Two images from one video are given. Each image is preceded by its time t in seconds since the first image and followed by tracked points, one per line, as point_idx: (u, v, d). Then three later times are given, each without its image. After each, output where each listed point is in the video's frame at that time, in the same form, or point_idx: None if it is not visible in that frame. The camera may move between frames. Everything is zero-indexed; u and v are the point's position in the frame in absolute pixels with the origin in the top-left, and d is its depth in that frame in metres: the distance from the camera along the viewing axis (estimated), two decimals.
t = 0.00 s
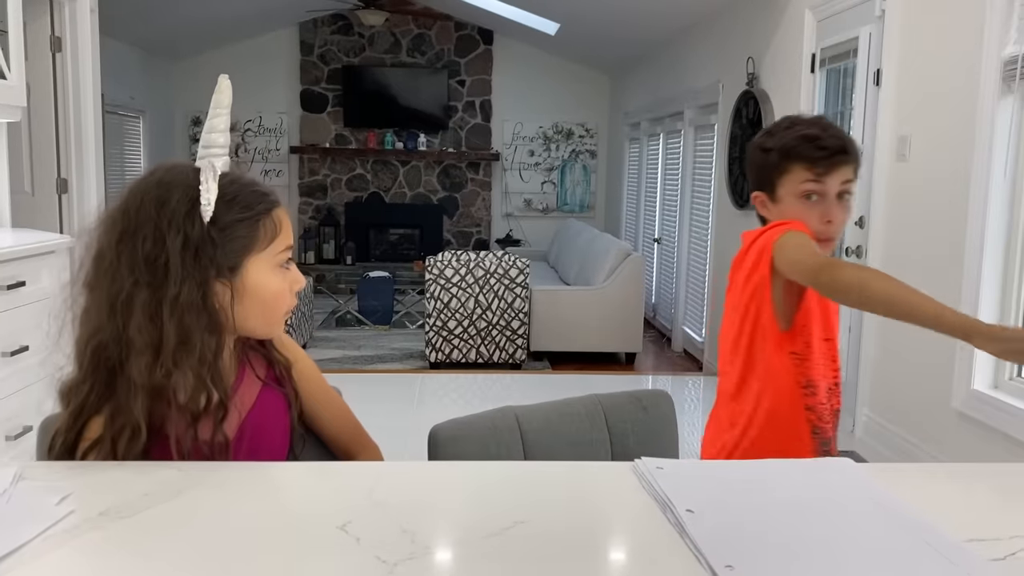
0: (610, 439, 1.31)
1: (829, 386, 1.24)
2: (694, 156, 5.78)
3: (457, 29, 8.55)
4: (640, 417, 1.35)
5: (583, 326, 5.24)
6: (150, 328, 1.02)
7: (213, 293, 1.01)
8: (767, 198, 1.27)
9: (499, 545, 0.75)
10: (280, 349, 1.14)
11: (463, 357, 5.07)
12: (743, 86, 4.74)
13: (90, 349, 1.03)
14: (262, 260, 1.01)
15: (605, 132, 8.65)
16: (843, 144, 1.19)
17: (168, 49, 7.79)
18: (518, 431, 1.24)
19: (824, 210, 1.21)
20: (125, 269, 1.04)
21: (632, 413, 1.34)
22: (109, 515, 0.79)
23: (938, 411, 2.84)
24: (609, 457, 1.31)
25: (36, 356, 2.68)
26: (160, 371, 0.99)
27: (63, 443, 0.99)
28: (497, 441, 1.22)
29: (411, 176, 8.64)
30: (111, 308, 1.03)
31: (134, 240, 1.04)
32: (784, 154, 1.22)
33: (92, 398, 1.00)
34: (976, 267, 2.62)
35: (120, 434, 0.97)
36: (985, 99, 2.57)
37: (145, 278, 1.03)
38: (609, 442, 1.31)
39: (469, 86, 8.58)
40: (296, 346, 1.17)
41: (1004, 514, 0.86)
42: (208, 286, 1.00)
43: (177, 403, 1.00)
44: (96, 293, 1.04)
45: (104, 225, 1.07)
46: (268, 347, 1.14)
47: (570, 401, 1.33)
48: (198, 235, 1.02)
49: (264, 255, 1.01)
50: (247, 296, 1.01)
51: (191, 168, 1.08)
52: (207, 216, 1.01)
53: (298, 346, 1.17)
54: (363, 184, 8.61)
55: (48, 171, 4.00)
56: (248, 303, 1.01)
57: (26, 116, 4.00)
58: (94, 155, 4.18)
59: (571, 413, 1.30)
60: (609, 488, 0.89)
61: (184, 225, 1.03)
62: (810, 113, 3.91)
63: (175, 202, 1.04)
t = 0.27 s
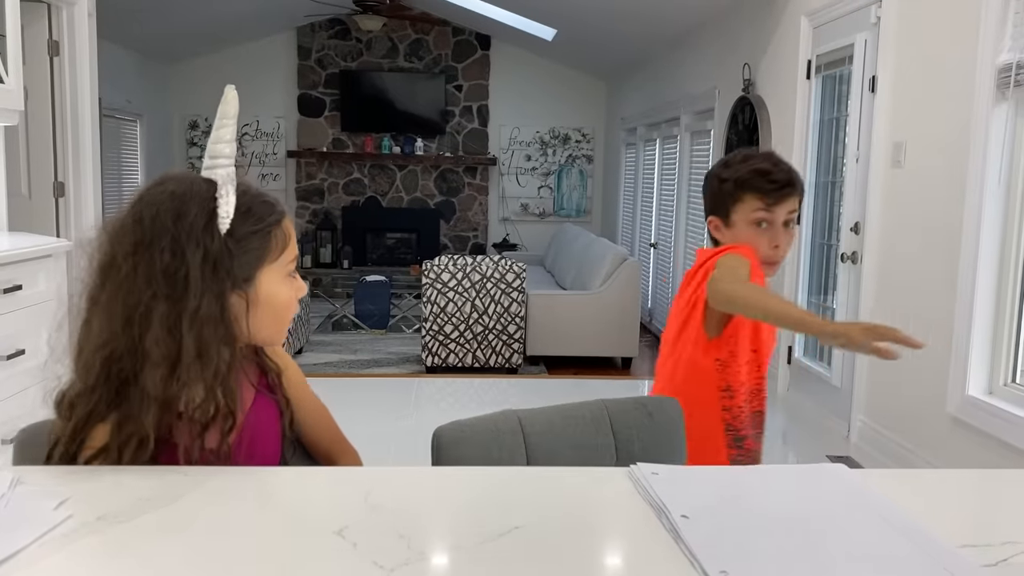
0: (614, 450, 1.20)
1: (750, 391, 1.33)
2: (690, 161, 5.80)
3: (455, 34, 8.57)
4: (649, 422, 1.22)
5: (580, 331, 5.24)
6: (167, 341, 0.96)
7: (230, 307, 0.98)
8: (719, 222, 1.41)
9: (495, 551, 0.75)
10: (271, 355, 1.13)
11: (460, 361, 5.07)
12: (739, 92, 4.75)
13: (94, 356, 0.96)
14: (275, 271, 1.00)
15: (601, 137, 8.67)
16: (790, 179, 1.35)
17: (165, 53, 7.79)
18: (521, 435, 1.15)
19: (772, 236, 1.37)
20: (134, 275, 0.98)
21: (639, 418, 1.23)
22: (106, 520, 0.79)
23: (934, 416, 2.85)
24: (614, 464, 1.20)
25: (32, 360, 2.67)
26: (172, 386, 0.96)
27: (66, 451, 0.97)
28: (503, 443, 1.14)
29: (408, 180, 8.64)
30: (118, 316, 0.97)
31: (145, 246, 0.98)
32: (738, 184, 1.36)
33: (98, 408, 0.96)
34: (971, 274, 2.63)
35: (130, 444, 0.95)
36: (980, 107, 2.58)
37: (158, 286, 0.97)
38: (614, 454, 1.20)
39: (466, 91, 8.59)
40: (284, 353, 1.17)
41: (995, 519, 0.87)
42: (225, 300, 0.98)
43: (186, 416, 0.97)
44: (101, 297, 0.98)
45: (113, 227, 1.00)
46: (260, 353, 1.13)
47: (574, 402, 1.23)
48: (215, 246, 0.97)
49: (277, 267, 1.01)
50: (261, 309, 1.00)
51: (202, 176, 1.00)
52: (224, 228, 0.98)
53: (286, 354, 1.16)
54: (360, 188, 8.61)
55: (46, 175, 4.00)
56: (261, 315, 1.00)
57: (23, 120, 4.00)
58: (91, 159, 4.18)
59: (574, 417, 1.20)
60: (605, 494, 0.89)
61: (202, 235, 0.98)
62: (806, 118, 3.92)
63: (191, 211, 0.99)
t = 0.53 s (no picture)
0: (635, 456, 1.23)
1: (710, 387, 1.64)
2: (688, 165, 5.81)
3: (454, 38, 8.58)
4: (670, 429, 1.25)
5: (578, 334, 5.25)
6: (185, 351, 0.96)
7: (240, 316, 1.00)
8: (704, 232, 1.69)
9: (495, 554, 0.75)
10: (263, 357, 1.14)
11: (458, 365, 5.07)
12: (737, 96, 4.77)
13: (104, 362, 0.96)
14: (281, 280, 1.03)
15: (599, 142, 8.69)
16: (767, 199, 1.64)
17: (164, 56, 7.79)
18: (536, 434, 1.20)
19: (748, 248, 1.64)
20: (146, 281, 0.97)
21: (660, 423, 1.25)
22: (106, 522, 0.79)
23: (931, 420, 2.86)
24: (633, 468, 1.23)
25: (30, 362, 2.67)
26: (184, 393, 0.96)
27: (66, 457, 0.96)
28: (514, 440, 1.18)
29: (406, 183, 8.65)
30: (129, 322, 0.96)
31: (158, 253, 0.98)
32: (723, 200, 1.64)
33: (105, 414, 0.95)
34: (969, 278, 2.63)
35: (140, 447, 0.96)
36: (978, 112, 2.58)
37: (170, 293, 0.97)
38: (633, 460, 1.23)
39: (464, 95, 8.60)
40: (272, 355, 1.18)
41: (993, 522, 0.87)
42: (237, 309, 0.99)
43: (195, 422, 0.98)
44: (112, 303, 0.97)
45: (125, 232, 1.00)
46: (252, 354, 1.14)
47: (595, 407, 1.26)
48: (230, 256, 0.98)
49: (284, 277, 1.03)
50: (270, 317, 1.03)
51: (213, 184, 1.00)
52: (235, 236, 0.99)
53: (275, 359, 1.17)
54: (358, 192, 8.61)
55: (44, 177, 3.99)
56: (269, 322, 1.03)
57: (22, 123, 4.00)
58: (89, 162, 4.18)
59: (594, 420, 1.24)
60: (605, 497, 0.89)
61: (217, 244, 0.98)
62: (803, 123, 3.93)
63: (206, 220, 0.98)
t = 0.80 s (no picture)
0: (629, 456, 1.24)
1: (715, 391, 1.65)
2: (688, 168, 5.82)
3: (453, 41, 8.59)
4: (664, 431, 1.25)
5: (577, 337, 5.25)
6: (186, 349, 0.96)
7: (241, 316, 1.00)
8: (712, 243, 1.69)
9: (495, 556, 0.75)
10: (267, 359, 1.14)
11: (456, 368, 5.07)
12: (736, 99, 4.77)
13: (107, 361, 0.96)
14: (286, 279, 1.02)
15: (598, 144, 8.69)
16: (777, 218, 1.64)
17: (164, 58, 7.80)
18: (531, 436, 1.20)
19: (753, 262, 1.65)
20: (150, 281, 0.98)
21: (655, 426, 1.25)
22: (106, 523, 0.79)
23: (930, 424, 2.86)
24: (627, 471, 1.23)
25: (29, 364, 2.67)
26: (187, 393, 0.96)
27: (69, 457, 0.96)
28: (508, 443, 1.18)
29: (405, 186, 8.66)
30: (133, 322, 0.96)
31: (161, 253, 0.98)
32: (734, 216, 1.64)
33: (108, 413, 0.95)
34: (967, 281, 2.63)
35: (143, 446, 0.95)
36: (977, 115, 2.59)
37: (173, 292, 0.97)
38: (627, 460, 1.23)
39: (464, 98, 8.61)
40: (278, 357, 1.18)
41: (992, 525, 0.87)
42: (239, 309, 1.00)
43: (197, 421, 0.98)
44: (116, 303, 0.98)
45: (128, 232, 1.01)
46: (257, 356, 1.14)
47: (591, 410, 1.26)
48: (233, 256, 0.99)
49: (286, 276, 1.02)
50: (270, 317, 1.02)
51: (217, 184, 1.02)
52: (238, 237, 1.00)
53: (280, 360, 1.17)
54: (358, 195, 8.62)
55: (43, 179, 3.99)
56: (271, 322, 1.03)
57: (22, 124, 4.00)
58: (89, 164, 4.18)
59: (588, 422, 1.24)
60: (605, 500, 0.89)
61: (220, 244, 0.99)
62: (802, 126, 3.94)
63: (209, 221, 0.99)
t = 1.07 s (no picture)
0: (629, 459, 1.23)
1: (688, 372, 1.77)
2: (688, 170, 5.82)
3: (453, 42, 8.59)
4: (664, 432, 1.25)
5: (576, 339, 5.25)
6: (195, 351, 0.96)
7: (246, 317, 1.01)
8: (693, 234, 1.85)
9: (494, 558, 0.75)
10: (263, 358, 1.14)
11: (456, 369, 5.07)
12: (737, 101, 4.77)
13: (111, 363, 0.95)
14: (286, 279, 1.08)
15: (598, 146, 8.69)
16: (751, 215, 1.81)
17: (164, 60, 7.80)
18: (531, 437, 1.20)
19: (728, 254, 1.81)
20: (155, 283, 0.97)
21: (655, 427, 1.25)
22: (106, 523, 0.79)
23: (930, 426, 2.85)
24: (627, 471, 1.23)
25: (29, 365, 2.67)
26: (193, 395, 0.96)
27: (73, 459, 0.95)
28: (508, 445, 1.18)
29: (405, 188, 8.66)
30: (140, 324, 0.96)
31: (166, 254, 0.98)
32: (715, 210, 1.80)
33: (114, 415, 0.94)
34: (967, 283, 2.63)
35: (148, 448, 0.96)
36: (978, 117, 2.58)
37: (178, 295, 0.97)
38: (627, 462, 1.23)
39: (464, 99, 8.61)
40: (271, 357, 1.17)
41: (993, 527, 0.87)
42: (245, 309, 1.02)
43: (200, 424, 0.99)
44: (120, 304, 0.97)
45: (131, 232, 1.00)
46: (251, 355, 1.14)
47: (591, 411, 1.26)
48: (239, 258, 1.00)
49: (286, 276, 1.08)
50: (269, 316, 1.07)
51: (217, 186, 1.02)
52: (242, 238, 1.02)
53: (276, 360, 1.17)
54: (357, 196, 8.63)
55: (43, 180, 3.99)
56: (273, 321, 1.08)
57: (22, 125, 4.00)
58: (89, 165, 4.18)
59: (588, 424, 1.24)
60: (605, 501, 0.89)
61: (226, 246, 1.00)
62: (802, 128, 3.94)
63: (214, 223, 1.00)
